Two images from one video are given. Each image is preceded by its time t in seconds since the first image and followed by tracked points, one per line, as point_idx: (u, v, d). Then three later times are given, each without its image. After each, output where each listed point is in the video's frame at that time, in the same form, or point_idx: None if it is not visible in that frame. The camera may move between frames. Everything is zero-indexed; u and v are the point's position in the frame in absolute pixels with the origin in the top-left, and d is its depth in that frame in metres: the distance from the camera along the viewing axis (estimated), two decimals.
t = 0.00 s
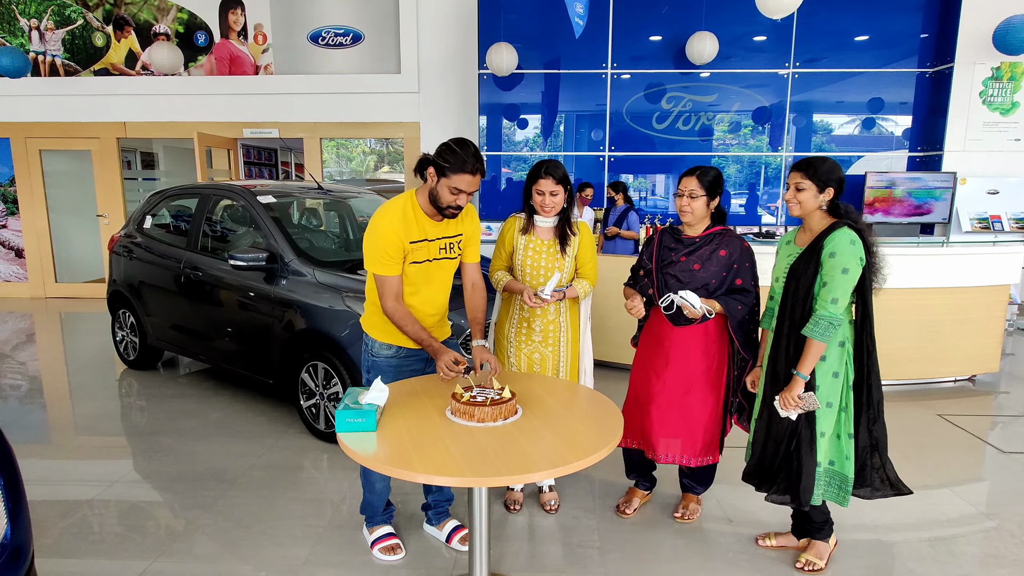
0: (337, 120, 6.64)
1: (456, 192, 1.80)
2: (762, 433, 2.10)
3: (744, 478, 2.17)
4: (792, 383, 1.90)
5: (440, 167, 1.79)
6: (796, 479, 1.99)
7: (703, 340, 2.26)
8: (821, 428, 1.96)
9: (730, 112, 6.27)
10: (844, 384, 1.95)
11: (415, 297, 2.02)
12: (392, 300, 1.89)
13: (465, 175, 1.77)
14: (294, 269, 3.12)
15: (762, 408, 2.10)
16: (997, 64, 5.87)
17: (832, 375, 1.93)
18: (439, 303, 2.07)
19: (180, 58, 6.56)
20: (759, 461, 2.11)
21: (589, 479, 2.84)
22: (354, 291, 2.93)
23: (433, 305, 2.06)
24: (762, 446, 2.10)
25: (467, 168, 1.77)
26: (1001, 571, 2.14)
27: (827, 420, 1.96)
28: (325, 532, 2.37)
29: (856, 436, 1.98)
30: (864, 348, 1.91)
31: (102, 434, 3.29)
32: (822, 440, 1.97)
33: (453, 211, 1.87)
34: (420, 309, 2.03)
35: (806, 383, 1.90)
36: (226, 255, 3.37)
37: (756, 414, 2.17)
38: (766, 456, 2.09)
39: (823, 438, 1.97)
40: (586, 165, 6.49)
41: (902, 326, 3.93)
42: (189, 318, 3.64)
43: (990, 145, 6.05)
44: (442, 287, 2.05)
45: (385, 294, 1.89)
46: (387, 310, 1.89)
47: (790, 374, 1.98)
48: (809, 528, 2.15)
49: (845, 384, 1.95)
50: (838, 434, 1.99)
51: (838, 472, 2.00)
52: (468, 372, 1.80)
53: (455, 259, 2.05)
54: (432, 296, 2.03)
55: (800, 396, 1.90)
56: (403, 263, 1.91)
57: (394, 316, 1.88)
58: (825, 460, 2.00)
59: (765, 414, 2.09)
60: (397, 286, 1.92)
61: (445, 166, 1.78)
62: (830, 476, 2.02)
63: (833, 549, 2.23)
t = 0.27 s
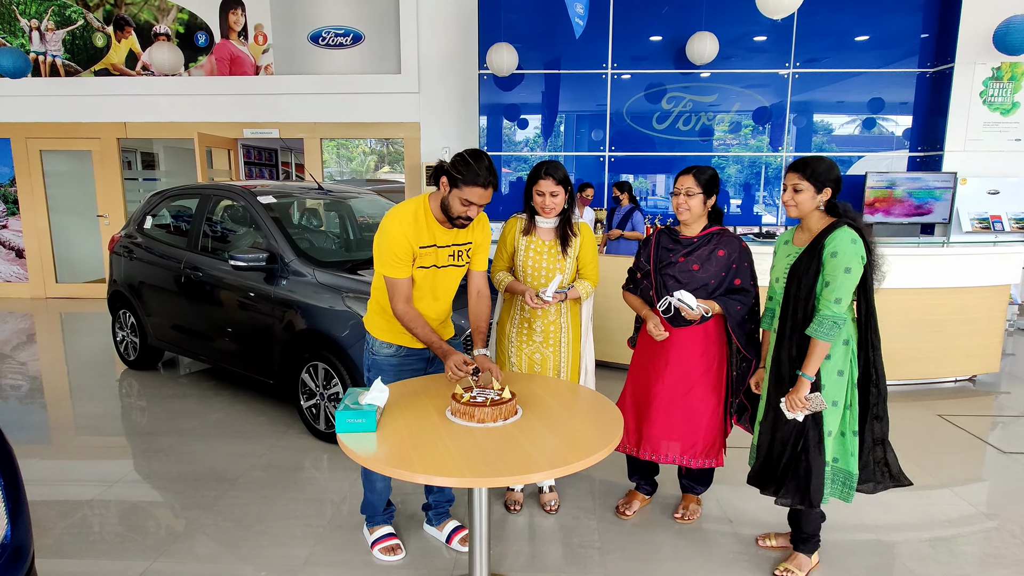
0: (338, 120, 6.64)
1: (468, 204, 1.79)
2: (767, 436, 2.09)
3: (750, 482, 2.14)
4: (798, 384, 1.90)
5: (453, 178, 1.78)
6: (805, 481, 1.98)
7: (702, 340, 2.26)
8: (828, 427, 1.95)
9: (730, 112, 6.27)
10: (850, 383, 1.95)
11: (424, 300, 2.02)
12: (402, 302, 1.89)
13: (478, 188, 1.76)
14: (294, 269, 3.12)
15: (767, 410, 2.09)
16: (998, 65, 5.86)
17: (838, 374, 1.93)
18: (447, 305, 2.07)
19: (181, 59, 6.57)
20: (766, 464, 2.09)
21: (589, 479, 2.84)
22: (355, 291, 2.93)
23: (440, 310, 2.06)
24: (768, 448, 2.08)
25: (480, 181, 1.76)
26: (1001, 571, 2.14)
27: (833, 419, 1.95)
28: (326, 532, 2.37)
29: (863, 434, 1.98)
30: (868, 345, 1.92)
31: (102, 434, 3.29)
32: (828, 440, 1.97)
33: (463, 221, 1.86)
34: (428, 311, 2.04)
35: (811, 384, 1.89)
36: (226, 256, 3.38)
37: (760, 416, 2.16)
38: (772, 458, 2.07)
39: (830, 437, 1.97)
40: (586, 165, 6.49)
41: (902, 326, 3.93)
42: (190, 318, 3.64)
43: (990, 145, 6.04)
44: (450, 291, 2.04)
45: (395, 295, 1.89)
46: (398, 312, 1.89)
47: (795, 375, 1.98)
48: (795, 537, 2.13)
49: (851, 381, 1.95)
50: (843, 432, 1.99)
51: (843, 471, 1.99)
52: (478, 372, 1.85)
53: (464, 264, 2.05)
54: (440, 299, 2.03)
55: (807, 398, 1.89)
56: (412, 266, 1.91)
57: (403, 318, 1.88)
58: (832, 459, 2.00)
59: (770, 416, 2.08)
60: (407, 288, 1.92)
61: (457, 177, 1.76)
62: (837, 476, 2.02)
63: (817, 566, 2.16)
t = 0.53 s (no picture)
0: (339, 120, 6.63)
1: (478, 204, 1.79)
2: (774, 438, 2.08)
3: (760, 484, 2.12)
4: (800, 385, 1.90)
5: (462, 178, 1.77)
6: (813, 483, 1.96)
7: (696, 339, 2.25)
8: (832, 428, 1.94)
9: (731, 112, 6.27)
10: (852, 382, 1.94)
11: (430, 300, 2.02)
12: (410, 301, 1.89)
13: (488, 189, 1.75)
14: (295, 269, 3.12)
15: (771, 411, 2.08)
16: (999, 64, 5.85)
17: (839, 374, 1.92)
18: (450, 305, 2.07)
19: (181, 59, 6.57)
20: (774, 466, 2.08)
21: (590, 479, 2.84)
22: (355, 291, 2.93)
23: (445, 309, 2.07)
24: (776, 450, 2.07)
25: (490, 182, 1.75)
26: (1002, 572, 2.14)
27: (836, 419, 1.94)
28: (326, 532, 2.37)
29: (866, 433, 1.97)
30: (870, 345, 1.91)
31: (103, 433, 3.29)
32: (833, 441, 1.95)
33: (473, 220, 1.86)
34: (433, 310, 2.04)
35: (813, 384, 1.89)
36: (227, 255, 3.38)
37: (766, 417, 2.15)
38: (780, 460, 2.05)
39: (834, 438, 1.95)
40: (587, 165, 6.49)
41: (903, 326, 3.93)
42: (191, 318, 3.64)
43: (992, 144, 6.03)
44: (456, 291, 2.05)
45: (403, 295, 1.89)
46: (405, 311, 1.89)
47: (797, 376, 1.98)
48: (789, 541, 2.10)
49: (853, 381, 1.94)
50: (847, 432, 1.98)
51: (852, 472, 2.00)
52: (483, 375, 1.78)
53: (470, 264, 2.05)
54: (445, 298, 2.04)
55: (810, 399, 1.89)
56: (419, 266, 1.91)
57: (410, 318, 1.88)
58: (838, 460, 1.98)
59: (775, 417, 2.07)
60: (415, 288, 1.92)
61: (467, 178, 1.75)
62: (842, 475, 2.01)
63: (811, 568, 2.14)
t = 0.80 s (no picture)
0: (340, 120, 6.63)
1: (479, 198, 1.77)
2: (772, 435, 2.08)
3: (759, 478, 2.14)
4: (797, 386, 1.90)
5: (463, 172, 1.77)
6: (804, 481, 1.97)
7: (698, 339, 2.24)
8: (829, 430, 1.93)
9: (732, 111, 6.26)
10: (851, 385, 1.93)
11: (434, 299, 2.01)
12: (418, 300, 1.88)
13: (488, 181, 1.74)
14: (295, 269, 3.12)
15: (770, 410, 2.08)
16: (1000, 63, 5.84)
17: (837, 375, 1.92)
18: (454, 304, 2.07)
19: (182, 58, 6.58)
20: (771, 462, 2.09)
21: (590, 479, 2.84)
22: (356, 291, 2.93)
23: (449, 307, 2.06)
24: (773, 448, 2.08)
25: (490, 174, 1.74)
26: (1003, 572, 2.13)
27: (834, 421, 1.93)
28: (326, 532, 2.37)
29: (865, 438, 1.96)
30: (868, 347, 1.90)
31: (104, 433, 3.29)
32: (829, 443, 1.95)
33: (475, 216, 1.84)
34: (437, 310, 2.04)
35: (809, 385, 1.89)
36: (227, 255, 3.38)
37: (763, 416, 2.15)
38: (776, 458, 2.06)
39: (831, 440, 1.94)
40: (587, 164, 6.49)
41: (904, 325, 3.92)
42: (191, 318, 3.64)
43: (994, 144, 6.02)
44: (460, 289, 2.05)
45: (411, 295, 1.88)
46: (413, 310, 1.88)
47: (794, 377, 1.97)
48: (793, 540, 2.09)
49: (852, 384, 1.93)
50: (847, 436, 1.97)
51: (853, 476, 1.98)
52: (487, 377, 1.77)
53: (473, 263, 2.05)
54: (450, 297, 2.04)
55: (806, 399, 1.90)
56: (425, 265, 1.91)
57: (419, 317, 1.87)
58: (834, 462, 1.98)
59: (773, 416, 2.07)
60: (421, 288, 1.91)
61: (467, 171, 1.75)
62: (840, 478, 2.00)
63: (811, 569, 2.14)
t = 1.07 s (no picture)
0: (340, 119, 6.63)
1: (479, 195, 1.77)
2: (771, 435, 2.09)
3: (757, 477, 2.15)
4: (798, 388, 1.90)
5: (464, 170, 1.77)
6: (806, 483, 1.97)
7: (706, 341, 2.24)
8: (829, 431, 1.93)
9: (732, 111, 6.26)
10: (851, 387, 1.93)
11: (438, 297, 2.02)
12: (426, 300, 1.88)
13: (488, 178, 1.74)
14: (295, 268, 3.12)
15: (770, 410, 2.09)
16: (1001, 63, 5.83)
17: (837, 377, 1.91)
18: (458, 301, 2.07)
19: (182, 58, 6.58)
20: (771, 461, 2.10)
21: (591, 478, 2.84)
22: (356, 290, 2.92)
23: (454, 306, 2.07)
24: (772, 447, 2.08)
25: (490, 171, 1.74)
26: (1003, 572, 2.13)
27: (834, 423, 1.93)
28: (327, 531, 2.37)
29: (865, 439, 1.95)
30: (868, 349, 1.90)
31: (104, 433, 3.29)
32: (829, 445, 1.94)
33: (475, 214, 1.84)
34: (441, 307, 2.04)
35: (811, 387, 1.89)
36: (227, 255, 3.38)
37: (762, 415, 2.16)
38: (776, 458, 2.07)
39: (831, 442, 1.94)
40: (588, 164, 6.48)
41: (905, 325, 3.92)
42: (191, 318, 3.64)
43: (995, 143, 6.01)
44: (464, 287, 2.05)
45: (419, 295, 1.88)
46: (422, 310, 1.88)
47: (795, 377, 1.97)
48: (794, 540, 2.09)
49: (852, 386, 1.93)
50: (843, 437, 1.97)
51: (846, 476, 1.97)
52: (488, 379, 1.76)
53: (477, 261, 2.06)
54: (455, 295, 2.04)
55: (807, 401, 1.90)
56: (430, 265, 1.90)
57: (428, 317, 1.88)
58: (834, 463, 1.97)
59: (773, 416, 2.07)
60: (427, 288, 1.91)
61: (467, 168, 1.75)
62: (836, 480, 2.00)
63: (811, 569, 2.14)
